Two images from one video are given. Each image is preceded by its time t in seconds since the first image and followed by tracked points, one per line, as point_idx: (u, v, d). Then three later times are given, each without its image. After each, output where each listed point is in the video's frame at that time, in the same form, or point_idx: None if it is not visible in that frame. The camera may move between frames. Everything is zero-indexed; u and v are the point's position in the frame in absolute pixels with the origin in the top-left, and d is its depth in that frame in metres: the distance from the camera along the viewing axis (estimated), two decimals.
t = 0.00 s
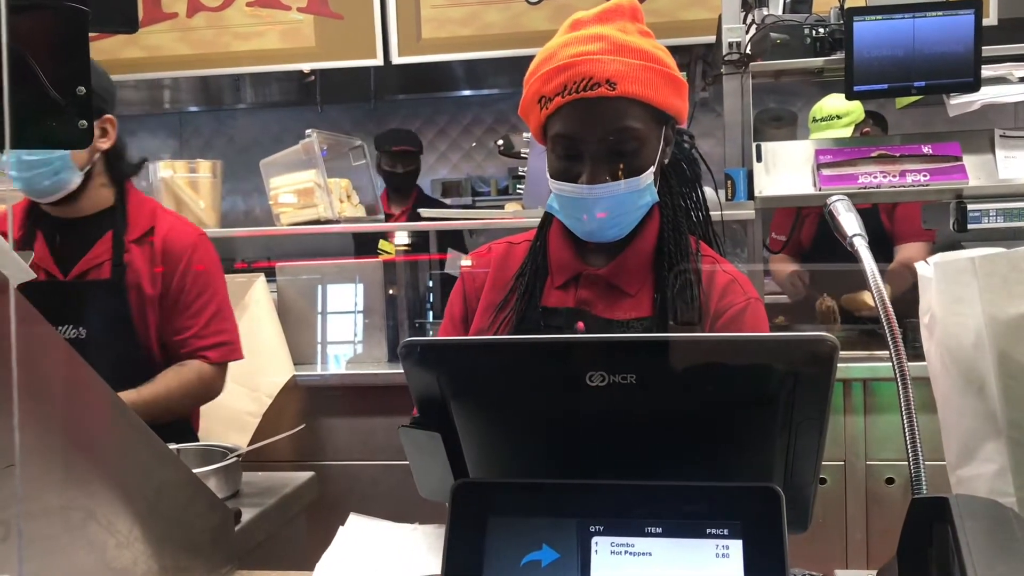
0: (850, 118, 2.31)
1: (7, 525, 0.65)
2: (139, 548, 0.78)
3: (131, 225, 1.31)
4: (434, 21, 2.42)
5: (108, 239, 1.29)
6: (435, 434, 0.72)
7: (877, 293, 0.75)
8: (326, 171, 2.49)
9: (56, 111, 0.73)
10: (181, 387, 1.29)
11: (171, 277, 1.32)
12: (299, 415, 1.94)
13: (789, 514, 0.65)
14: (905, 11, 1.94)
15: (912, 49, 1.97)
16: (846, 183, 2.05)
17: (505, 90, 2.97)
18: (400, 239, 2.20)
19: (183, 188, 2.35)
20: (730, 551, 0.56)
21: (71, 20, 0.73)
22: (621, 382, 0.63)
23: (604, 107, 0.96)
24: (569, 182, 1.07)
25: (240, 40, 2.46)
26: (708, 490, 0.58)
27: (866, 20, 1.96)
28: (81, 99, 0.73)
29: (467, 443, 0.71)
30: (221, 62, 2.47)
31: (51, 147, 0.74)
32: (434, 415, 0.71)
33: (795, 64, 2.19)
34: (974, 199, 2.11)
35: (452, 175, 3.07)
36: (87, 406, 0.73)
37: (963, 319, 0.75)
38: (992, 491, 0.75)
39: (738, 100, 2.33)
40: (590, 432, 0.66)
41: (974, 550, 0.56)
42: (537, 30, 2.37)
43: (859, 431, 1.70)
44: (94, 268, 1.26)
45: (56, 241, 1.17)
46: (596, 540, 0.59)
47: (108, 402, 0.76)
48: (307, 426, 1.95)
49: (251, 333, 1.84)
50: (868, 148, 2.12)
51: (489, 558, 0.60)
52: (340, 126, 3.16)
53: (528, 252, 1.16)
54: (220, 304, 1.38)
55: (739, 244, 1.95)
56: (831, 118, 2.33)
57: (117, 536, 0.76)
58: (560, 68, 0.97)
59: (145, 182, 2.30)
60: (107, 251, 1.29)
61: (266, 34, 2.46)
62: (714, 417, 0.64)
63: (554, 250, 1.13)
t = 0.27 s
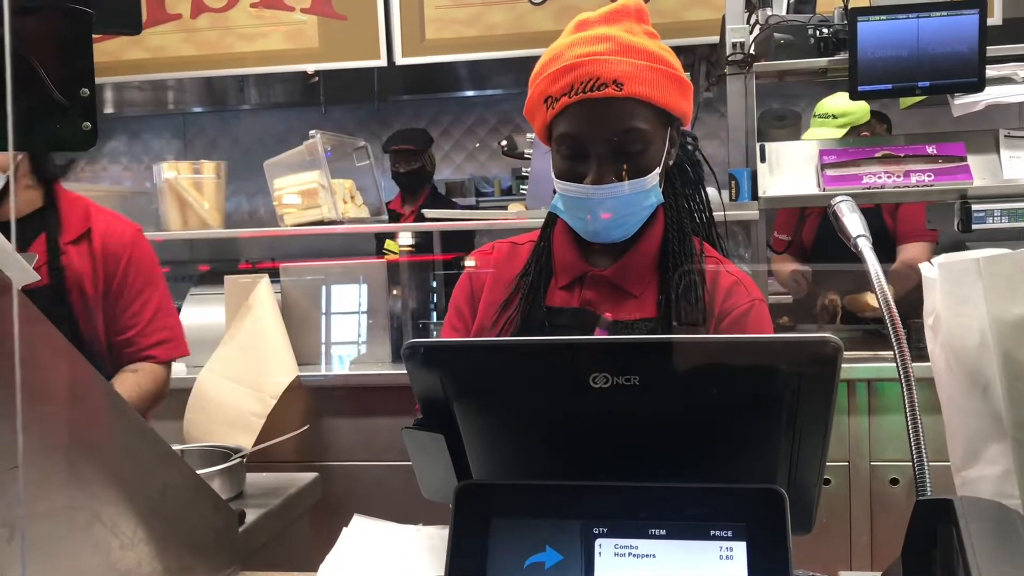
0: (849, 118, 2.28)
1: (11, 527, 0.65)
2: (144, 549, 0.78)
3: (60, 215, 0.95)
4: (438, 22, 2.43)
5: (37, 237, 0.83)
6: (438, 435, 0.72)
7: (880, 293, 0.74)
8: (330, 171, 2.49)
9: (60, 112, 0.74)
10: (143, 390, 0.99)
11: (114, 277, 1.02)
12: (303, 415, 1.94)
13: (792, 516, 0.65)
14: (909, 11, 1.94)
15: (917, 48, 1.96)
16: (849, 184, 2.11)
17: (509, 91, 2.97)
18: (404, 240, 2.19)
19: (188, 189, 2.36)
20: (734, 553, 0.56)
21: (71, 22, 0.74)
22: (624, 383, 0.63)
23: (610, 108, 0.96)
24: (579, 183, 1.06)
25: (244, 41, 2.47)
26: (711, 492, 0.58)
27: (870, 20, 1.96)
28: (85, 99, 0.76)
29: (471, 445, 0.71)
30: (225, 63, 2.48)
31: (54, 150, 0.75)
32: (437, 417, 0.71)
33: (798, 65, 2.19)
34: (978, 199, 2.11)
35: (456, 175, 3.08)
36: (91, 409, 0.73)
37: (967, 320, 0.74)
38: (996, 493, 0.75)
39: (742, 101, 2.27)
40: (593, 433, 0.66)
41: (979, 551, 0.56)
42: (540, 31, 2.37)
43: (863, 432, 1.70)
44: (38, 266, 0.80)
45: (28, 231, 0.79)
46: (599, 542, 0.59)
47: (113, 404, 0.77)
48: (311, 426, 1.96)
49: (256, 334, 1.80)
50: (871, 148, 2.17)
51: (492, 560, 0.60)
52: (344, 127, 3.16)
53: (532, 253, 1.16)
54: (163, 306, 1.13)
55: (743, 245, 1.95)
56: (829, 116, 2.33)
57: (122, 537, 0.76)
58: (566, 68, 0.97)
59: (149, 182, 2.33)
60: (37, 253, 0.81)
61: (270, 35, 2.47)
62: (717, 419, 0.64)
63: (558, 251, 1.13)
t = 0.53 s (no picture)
0: (850, 117, 2.24)
1: (10, 528, 0.65)
2: (145, 549, 0.78)
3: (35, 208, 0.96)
4: (440, 21, 2.43)
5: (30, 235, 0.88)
6: (440, 435, 0.72)
7: (883, 292, 0.74)
8: (332, 171, 2.49)
9: (62, 112, 0.74)
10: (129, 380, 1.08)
11: (70, 267, 1.06)
12: (306, 415, 1.95)
13: (794, 515, 0.65)
14: (912, 9, 1.92)
15: (920, 48, 1.96)
16: (852, 183, 2.11)
17: (511, 90, 2.97)
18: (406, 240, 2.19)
19: (190, 189, 2.36)
20: (736, 552, 0.56)
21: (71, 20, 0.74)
22: (625, 382, 0.63)
23: (629, 109, 0.96)
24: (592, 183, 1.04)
25: (246, 40, 2.47)
26: (715, 491, 0.58)
27: (874, 17, 1.96)
28: (87, 99, 0.76)
29: (473, 446, 0.71)
30: (228, 63, 2.48)
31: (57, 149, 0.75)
32: (439, 416, 0.71)
33: (801, 64, 2.19)
34: (982, 197, 2.11)
35: (459, 175, 3.08)
36: (93, 409, 0.74)
37: (970, 319, 0.74)
38: (1001, 492, 0.74)
39: (744, 100, 2.29)
40: (594, 433, 0.66)
41: (982, 550, 0.56)
42: (543, 30, 2.37)
43: (866, 431, 1.70)
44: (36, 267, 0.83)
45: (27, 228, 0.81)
46: (601, 542, 0.59)
47: (115, 404, 0.77)
48: (314, 426, 1.96)
49: (259, 333, 1.81)
50: (875, 147, 2.17)
51: (495, 561, 0.60)
52: (347, 127, 3.16)
53: (534, 250, 1.16)
54: (113, 294, 1.19)
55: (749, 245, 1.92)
56: (832, 114, 2.28)
57: (123, 537, 0.76)
58: (582, 69, 0.96)
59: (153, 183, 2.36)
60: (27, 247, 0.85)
61: (273, 35, 2.47)
62: (719, 418, 0.64)
63: (560, 249, 1.13)
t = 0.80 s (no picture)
0: (860, 113, 2.29)
1: (8, 528, 0.65)
2: (145, 548, 0.78)
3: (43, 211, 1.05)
4: (441, 21, 2.43)
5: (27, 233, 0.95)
6: (440, 434, 0.72)
7: (884, 290, 0.74)
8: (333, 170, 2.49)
9: (61, 111, 0.74)
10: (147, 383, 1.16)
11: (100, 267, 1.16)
12: (307, 414, 1.95)
13: (795, 514, 0.65)
14: (914, 7, 1.92)
15: (921, 45, 1.97)
16: (852, 181, 2.11)
17: (512, 89, 2.97)
18: (407, 240, 2.23)
19: (191, 189, 2.36)
20: (737, 552, 0.56)
21: (66, 19, 0.73)
22: (626, 381, 0.63)
23: (639, 104, 0.96)
24: (601, 180, 1.05)
25: (247, 40, 2.47)
26: (716, 490, 0.58)
27: (874, 16, 1.96)
28: (86, 98, 0.76)
29: (473, 444, 0.71)
30: (229, 63, 2.49)
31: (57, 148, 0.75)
32: (440, 415, 0.71)
33: (800, 62, 2.20)
34: (984, 195, 2.10)
35: (460, 174, 3.06)
36: (94, 409, 0.74)
37: (972, 317, 0.74)
38: (1002, 490, 0.74)
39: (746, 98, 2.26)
40: (595, 432, 0.66)
41: (983, 549, 0.56)
42: (544, 29, 2.37)
43: (868, 430, 1.69)
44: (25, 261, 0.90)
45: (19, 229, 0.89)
46: (601, 541, 0.58)
47: (113, 403, 0.77)
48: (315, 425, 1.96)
49: (259, 333, 1.80)
50: (876, 145, 2.16)
51: (496, 561, 0.60)
52: (348, 126, 3.16)
53: (535, 249, 1.15)
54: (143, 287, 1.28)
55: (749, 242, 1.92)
56: (841, 113, 2.30)
57: (123, 536, 0.76)
58: (592, 65, 0.96)
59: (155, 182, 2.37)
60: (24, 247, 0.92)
61: (273, 34, 2.47)
62: (720, 417, 0.64)
63: (562, 248, 1.13)
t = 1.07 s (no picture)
0: (864, 112, 2.30)
1: (5, 527, 0.65)
2: (145, 547, 0.78)
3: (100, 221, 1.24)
4: (441, 19, 2.43)
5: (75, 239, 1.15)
6: (440, 433, 0.72)
7: (884, 288, 0.74)
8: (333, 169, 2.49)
9: (60, 110, 0.74)
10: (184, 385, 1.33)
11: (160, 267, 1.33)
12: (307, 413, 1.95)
13: (795, 513, 0.65)
14: (914, 5, 1.92)
15: (921, 44, 1.96)
16: (853, 180, 2.10)
17: (512, 87, 2.96)
18: (408, 238, 2.21)
19: (191, 188, 2.36)
20: (737, 552, 0.56)
21: (64, 17, 0.73)
22: (626, 380, 0.63)
23: (639, 94, 0.98)
24: (603, 172, 1.05)
25: (247, 38, 2.47)
26: (716, 488, 0.58)
27: (875, 14, 1.95)
28: (85, 97, 0.76)
29: (474, 443, 0.71)
30: (230, 61, 2.48)
31: (54, 147, 0.75)
32: (439, 414, 0.71)
33: (800, 60, 2.23)
34: (984, 194, 2.10)
35: (460, 173, 3.05)
36: (93, 408, 0.74)
37: (973, 315, 0.74)
38: (1002, 489, 0.74)
39: (746, 96, 2.28)
40: (594, 431, 0.66)
41: (983, 548, 0.56)
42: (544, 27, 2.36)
43: (869, 428, 1.69)
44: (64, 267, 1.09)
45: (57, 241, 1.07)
46: (601, 540, 0.58)
47: (109, 400, 0.76)
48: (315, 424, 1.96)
49: (259, 331, 1.83)
50: (876, 143, 2.16)
51: (496, 560, 0.60)
52: (348, 125, 3.16)
53: (537, 247, 1.16)
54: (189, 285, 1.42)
55: (750, 240, 1.93)
56: (846, 113, 2.30)
57: (123, 536, 0.76)
58: (592, 57, 0.98)
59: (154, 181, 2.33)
60: (72, 252, 1.13)
61: (273, 33, 2.47)
62: (720, 416, 0.64)
63: (566, 246, 1.14)
